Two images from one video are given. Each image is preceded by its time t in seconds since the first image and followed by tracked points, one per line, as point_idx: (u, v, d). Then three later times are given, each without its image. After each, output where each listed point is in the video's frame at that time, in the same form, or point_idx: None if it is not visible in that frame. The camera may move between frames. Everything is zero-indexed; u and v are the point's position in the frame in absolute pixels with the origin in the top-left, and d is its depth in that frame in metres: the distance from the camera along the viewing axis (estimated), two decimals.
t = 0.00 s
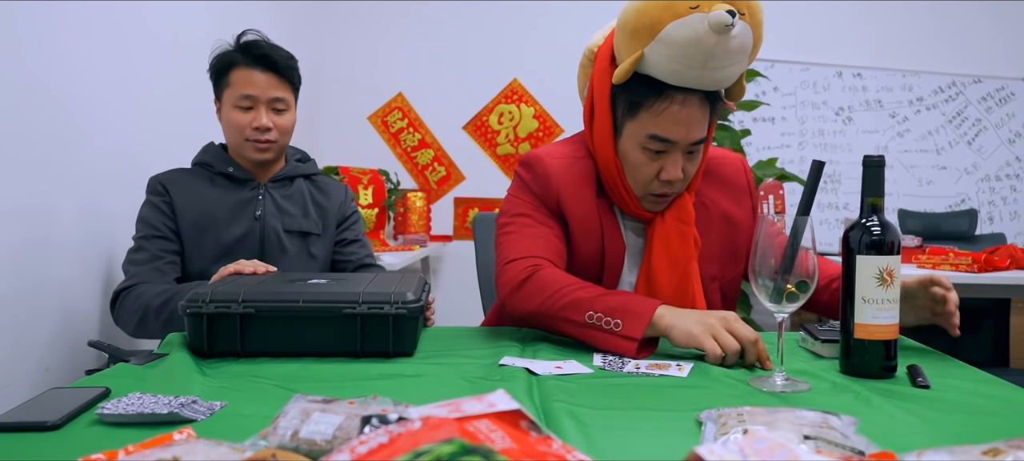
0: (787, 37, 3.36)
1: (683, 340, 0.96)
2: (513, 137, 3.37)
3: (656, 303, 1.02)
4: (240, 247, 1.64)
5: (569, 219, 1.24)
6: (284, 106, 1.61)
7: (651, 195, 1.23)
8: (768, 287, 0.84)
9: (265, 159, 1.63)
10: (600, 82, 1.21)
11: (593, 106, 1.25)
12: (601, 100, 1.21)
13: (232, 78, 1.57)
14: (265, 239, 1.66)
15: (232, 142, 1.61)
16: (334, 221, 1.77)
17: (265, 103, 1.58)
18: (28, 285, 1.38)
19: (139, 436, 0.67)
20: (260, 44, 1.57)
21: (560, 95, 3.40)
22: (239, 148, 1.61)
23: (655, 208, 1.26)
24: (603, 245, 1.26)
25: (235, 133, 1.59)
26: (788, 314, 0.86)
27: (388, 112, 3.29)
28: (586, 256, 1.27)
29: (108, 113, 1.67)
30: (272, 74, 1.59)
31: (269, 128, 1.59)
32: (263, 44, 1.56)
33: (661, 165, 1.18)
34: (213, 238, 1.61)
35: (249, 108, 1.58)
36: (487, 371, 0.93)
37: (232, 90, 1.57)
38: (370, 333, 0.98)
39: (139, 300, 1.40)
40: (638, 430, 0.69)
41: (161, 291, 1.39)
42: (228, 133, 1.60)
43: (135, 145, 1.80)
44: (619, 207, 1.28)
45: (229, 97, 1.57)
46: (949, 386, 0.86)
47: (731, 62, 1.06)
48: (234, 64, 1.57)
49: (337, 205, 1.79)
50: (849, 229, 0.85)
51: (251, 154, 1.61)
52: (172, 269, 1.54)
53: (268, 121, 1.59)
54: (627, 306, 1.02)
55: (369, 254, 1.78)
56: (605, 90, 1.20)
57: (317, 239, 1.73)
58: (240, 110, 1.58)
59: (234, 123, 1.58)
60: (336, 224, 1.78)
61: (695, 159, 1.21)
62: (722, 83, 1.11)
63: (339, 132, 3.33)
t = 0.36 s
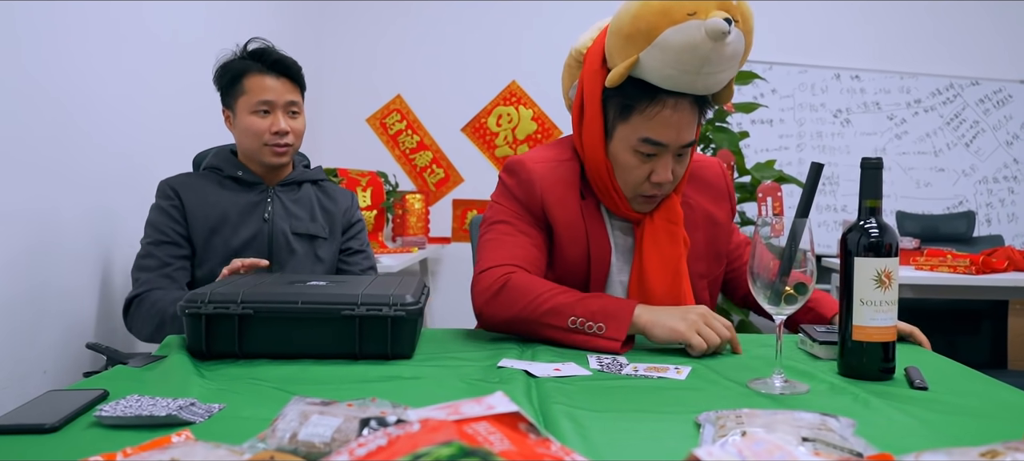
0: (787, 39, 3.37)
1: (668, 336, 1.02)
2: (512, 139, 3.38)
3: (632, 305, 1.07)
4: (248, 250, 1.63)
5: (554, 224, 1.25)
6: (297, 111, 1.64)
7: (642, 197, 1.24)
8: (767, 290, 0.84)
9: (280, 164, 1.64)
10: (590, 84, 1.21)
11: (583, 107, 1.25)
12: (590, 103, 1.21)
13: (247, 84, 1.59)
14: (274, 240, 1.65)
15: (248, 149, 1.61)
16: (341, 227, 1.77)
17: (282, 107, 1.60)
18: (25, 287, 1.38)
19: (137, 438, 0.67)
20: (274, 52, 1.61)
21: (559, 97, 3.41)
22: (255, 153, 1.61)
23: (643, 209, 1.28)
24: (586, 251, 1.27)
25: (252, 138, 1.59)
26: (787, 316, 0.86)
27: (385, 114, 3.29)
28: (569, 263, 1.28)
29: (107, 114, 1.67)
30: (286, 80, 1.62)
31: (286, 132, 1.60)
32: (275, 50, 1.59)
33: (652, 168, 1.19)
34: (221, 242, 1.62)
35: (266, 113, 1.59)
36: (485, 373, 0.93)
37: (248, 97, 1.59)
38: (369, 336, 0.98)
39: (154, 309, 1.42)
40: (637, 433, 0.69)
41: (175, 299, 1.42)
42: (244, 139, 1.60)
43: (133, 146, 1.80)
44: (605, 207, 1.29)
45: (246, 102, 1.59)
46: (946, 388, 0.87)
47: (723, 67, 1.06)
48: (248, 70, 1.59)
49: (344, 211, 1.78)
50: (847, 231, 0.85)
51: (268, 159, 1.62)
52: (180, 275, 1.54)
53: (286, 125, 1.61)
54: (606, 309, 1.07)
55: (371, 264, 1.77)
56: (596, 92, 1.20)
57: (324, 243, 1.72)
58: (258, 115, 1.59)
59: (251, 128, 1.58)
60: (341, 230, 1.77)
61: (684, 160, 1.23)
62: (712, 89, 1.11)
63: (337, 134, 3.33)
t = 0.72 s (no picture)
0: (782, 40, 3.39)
1: (636, 328, 1.04)
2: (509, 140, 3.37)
3: (606, 292, 1.09)
4: (250, 259, 1.63)
5: (537, 224, 1.26)
6: (299, 121, 1.65)
7: (622, 190, 1.23)
8: (764, 292, 0.85)
9: (282, 174, 1.64)
10: (568, 81, 1.25)
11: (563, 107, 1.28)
12: (569, 100, 1.25)
13: (249, 97, 1.60)
14: (275, 247, 1.65)
15: (252, 160, 1.62)
16: (338, 237, 1.77)
17: (284, 118, 1.61)
18: (21, 289, 1.37)
19: (132, 441, 0.67)
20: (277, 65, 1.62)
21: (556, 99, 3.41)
22: (258, 164, 1.62)
23: (626, 204, 1.28)
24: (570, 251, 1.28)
25: (255, 149, 1.60)
26: (783, 318, 0.86)
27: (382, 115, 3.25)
28: (555, 265, 1.28)
29: (102, 116, 1.66)
30: (289, 92, 1.63)
31: (288, 143, 1.61)
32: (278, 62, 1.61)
33: (628, 157, 1.19)
34: (223, 252, 1.61)
35: (269, 124, 1.60)
36: (482, 374, 0.93)
37: (251, 110, 1.60)
38: (367, 338, 0.98)
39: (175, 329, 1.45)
40: (635, 435, 0.69)
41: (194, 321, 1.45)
42: (247, 150, 1.61)
43: (129, 148, 1.79)
44: (593, 207, 1.30)
45: (248, 114, 1.60)
46: (941, 389, 0.87)
47: (690, 47, 1.10)
48: (251, 82, 1.60)
49: (341, 218, 1.78)
50: (842, 233, 0.85)
51: (271, 169, 1.63)
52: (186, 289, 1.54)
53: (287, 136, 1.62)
54: (581, 300, 1.08)
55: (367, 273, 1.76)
56: (574, 88, 1.24)
57: (324, 248, 1.73)
58: (261, 127, 1.60)
59: (254, 139, 1.59)
60: (339, 237, 1.77)
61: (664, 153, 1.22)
62: (685, 73, 1.15)
63: (334, 136, 3.32)
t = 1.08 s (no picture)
0: (782, 41, 3.39)
1: (619, 317, 1.05)
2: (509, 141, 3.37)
3: (597, 286, 1.10)
4: (244, 258, 1.63)
5: (529, 225, 1.26)
6: (285, 122, 1.65)
7: (612, 193, 1.24)
8: (762, 293, 0.85)
9: (271, 175, 1.65)
10: (557, 85, 1.24)
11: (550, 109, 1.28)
12: (559, 104, 1.24)
13: (235, 100, 1.60)
14: (268, 245, 1.65)
15: (240, 162, 1.62)
16: (331, 235, 1.77)
17: (271, 120, 1.62)
18: (20, 291, 1.37)
19: (131, 443, 0.67)
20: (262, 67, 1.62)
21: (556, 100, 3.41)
22: (247, 166, 1.63)
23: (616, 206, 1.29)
24: (562, 251, 1.27)
25: (242, 152, 1.60)
26: (782, 319, 0.87)
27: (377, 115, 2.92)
28: (548, 265, 1.28)
29: (101, 117, 1.66)
30: (275, 95, 1.64)
31: (275, 144, 1.62)
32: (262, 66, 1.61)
33: (619, 163, 1.19)
34: (217, 251, 1.61)
35: (256, 126, 1.61)
36: (482, 375, 0.92)
37: (238, 112, 1.60)
38: (366, 338, 0.97)
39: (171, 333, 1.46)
40: (634, 436, 0.69)
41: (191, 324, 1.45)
42: (235, 152, 1.61)
43: (129, 150, 1.79)
44: (583, 209, 1.31)
45: (235, 117, 1.60)
46: (940, 390, 0.87)
47: (681, 58, 1.10)
48: (237, 86, 1.61)
49: (331, 217, 1.79)
50: (841, 233, 0.85)
51: (259, 171, 1.64)
52: (181, 289, 1.54)
53: (275, 138, 1.62)
54: (572, 294, 1.09)
55: (360, 272, 1.74)
56: (563, 93, 1.23)
57: (317, 247, 1.73)
58: (248, 129, 1.60)
59: (241, 142, 1.60)
60: (332, 235, 1.78)
61: (654, 157, 1.23)
62: (676, 81, 1.15)
63: (333, 137, 3.33)
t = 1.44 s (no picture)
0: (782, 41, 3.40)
1: (602, 313, 1.06)
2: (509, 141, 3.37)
3: (578, 279, 1.12)
4: (238, 263, 1.64)
5: (522, 224, 1.27)
6: (267, 121, 1.61)
7: (610, 197, 1.25)
8: (762, 294, 0.85)
9: (257, 177, 1.63)
10: (560, 88, 1.23)
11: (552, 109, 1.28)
12: (560, 106, 1.23)
13: (212, 103, 1.56)
14: (262, 248, 1.65)
15: (224, 167, 1.60)
16: (325, 234, 1.79)
17: (251, 121, 1.58)
18: (19, 292, 1.37)
19: (132, 444, 0.67)
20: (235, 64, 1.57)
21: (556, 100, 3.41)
22: (231, 170, 1.61)
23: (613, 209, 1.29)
24: (554, 248, 1.28)
25: (225, 156, 1.58)
26: (782, 319, 0.87)
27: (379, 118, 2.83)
28: (541, 263, 1.29)
29: (100, 118, 1.66)
30: (252, 94, 1.59)
31: (257, 145, 1.59)
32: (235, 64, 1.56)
33: (618, 170, 1.19)
34: (210, 258, 1.61)
35: (236, 129, 1.57)
36: (482, 376, 0.93)
37: (215, 116, 1.56)
38: (366, 339, 0.98)
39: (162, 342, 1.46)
40: (633, 437, 0.69)
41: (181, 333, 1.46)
42: (218, 158, 1.59)
43: (128, 151, 1.79)
44: (581, 210, 1.31)
45: (213, 121, 1.56)
46: (941, 390, 0.87)
47: (686, 73, 1.08)
48: (212, 88, 1.56)
49: (325, 217, 1.79)
50: (841, 234, 0.85)
51: (244, 174, 1.61)
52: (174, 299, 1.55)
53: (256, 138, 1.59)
54: (555, 288, 1.11)
55: (358, 272, 1.79)
56: (565, 96, 1.22)
57: (312, 248, 1.74)
58: (228, 132, 1.57)
59: (223, 147, 1.57)
60: (326, 234, 1.79)
61: (653, 162, 1.23)
62: (681, 92, 1.13)
63: (333, 137, 3.33)
